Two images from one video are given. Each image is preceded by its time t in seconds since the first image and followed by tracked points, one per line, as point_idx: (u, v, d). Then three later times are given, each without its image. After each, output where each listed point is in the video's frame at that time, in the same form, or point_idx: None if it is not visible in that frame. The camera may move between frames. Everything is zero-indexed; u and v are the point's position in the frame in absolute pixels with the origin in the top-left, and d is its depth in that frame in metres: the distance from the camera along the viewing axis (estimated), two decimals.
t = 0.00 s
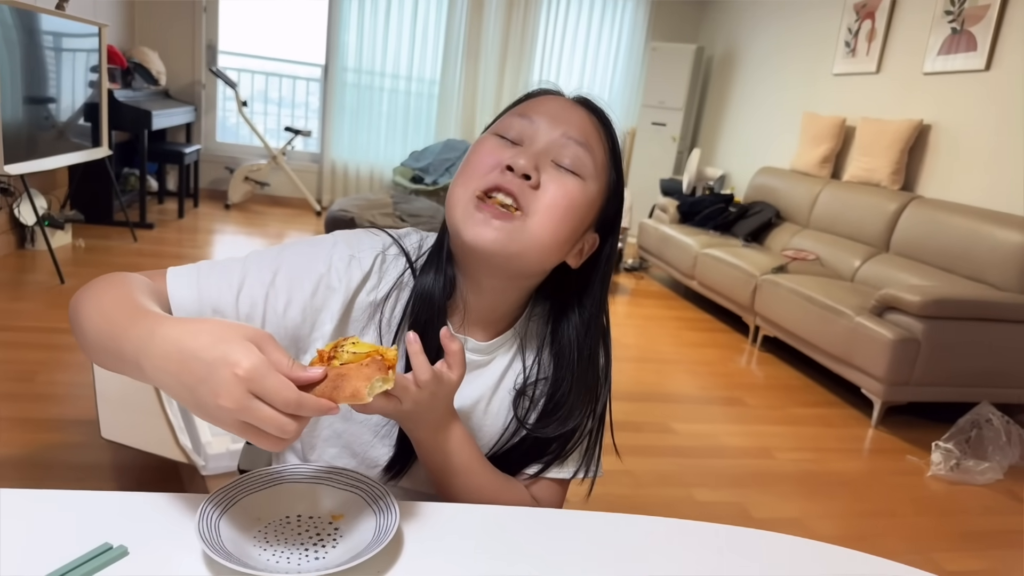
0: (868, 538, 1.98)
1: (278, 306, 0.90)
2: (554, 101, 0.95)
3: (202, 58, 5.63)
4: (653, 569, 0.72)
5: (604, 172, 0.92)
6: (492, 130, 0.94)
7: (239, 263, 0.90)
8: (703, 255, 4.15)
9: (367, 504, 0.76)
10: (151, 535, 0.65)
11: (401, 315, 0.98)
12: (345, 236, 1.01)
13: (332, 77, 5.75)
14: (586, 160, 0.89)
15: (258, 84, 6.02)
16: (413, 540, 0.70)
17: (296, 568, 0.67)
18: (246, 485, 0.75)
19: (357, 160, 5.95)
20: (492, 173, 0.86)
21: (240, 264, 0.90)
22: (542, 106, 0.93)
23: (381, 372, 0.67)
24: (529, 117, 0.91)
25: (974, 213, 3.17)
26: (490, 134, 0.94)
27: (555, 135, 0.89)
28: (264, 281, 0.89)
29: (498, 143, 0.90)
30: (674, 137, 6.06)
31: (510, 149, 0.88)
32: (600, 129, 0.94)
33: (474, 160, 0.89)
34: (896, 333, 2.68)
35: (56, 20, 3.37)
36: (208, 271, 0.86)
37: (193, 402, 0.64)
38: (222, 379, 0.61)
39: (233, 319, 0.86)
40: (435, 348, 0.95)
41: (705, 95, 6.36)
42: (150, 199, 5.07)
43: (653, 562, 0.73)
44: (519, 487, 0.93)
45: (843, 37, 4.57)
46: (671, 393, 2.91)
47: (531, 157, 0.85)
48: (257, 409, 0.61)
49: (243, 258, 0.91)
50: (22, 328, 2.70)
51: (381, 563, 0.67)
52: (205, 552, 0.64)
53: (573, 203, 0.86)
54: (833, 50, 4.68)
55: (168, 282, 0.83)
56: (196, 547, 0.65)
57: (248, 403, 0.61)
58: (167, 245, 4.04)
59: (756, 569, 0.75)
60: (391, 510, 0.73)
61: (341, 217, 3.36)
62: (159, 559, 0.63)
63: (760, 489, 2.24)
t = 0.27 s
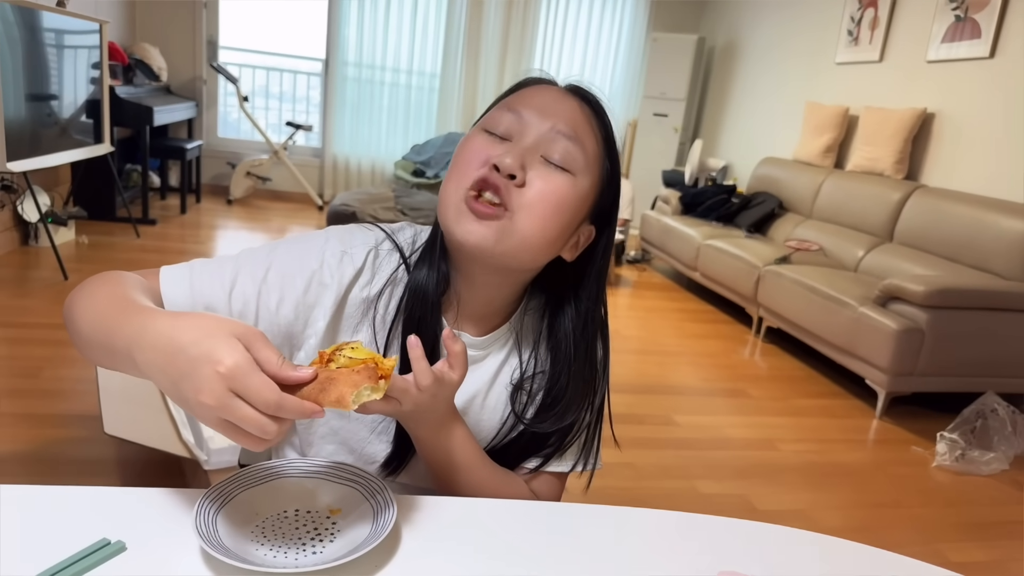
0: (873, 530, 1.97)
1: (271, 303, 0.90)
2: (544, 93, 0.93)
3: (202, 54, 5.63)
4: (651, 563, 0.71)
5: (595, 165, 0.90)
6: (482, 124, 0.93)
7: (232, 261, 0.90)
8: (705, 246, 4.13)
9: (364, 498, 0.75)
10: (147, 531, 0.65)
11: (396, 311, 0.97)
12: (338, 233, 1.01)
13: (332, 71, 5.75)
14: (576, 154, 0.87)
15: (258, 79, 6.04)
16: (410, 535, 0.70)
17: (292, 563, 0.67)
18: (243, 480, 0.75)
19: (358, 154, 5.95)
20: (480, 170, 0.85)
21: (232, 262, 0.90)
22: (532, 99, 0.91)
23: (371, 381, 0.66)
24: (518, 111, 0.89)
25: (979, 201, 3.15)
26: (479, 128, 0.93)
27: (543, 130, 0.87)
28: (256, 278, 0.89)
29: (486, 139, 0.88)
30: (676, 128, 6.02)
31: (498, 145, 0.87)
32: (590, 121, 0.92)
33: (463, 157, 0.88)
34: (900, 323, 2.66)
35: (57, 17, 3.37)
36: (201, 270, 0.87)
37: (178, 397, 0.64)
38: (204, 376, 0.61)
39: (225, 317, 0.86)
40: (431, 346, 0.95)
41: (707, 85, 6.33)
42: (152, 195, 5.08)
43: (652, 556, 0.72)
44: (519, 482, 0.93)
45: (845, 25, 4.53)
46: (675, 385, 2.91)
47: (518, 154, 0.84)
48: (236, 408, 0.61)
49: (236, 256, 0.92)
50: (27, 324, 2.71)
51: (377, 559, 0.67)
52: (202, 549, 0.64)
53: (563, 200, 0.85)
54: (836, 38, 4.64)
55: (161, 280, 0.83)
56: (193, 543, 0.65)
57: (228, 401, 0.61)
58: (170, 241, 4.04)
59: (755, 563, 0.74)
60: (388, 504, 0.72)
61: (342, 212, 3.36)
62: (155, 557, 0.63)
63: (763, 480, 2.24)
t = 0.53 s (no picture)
0: (878, 525, 1.96)
1: (270, 307, 0.91)
2: (517, 91, 0.86)
3: (208, 54, 5.66)
4: (648, 556, 0.71)
5: (578, 164, 0.86)
6: (456, 132, 0.87)
7: (229, 268, 0.91)
8: (710, 243, 4.12)
9: (365, 490, 0.76)
10: (152, 521, 0.66)
11: (393, 312, 0.97)
12: (333, 235, 1.01)
13: (336, 70, 5.77)
14: (557, 160, 0.82)
15: (263, 78, 6.07)
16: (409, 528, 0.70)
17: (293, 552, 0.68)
18: (246, 473, 0.76)
19: (362, 152, 5.97)
20: (459, 189, 0.81)
21: (229, 269, 0.91)
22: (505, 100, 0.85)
23: (369, 384, 0.66)
24: (492, 116, 0.84)
25: (985, 196, 3.13)
26: (455, 135, 0.87)
27: (520, 139, 0.82)
28: (254, 283, 0.90)
29: (463, 152, 0.83)
30: (680, 124, 6.00)
31: (475, 159, 0.82)
32: (567, 116, 0.86)
33: (441, 173, 0.84)
34: (906, 319, 2.65)
35: (65, 18, 3.40)
36: (200, 279, 0.88)
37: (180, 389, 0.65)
38: (200, 368, 0.62)
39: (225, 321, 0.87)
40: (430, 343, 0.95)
41: (711, 81, 6.31)
42: (159, 195, 5.11)
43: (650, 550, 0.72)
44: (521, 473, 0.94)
45: (849, 20, 4.50)
46: (680, 382, 2.90)
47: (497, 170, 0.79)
48: (230, 400, 0.61)
49: (234, 263, 0.93)
50: (35, 322, 2.74)
51: (377, 551, 0.67)
52: (205, 538, 0.65)
53: (548, 210, 0.81)
54: (840, 33, 4.61)
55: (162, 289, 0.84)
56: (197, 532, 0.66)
57: (223, 392, 0.61)
58: (177, 240, 4.07)
59: (751, 557, 0.74)
60: (388, 496, 0.73)
61: (347, 210, 3.37)
62: (161, 547, 0.63)
63: (768, 476, 2.23)
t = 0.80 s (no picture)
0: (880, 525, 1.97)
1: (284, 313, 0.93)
2: (463, 95, 0.81)
3: (219, 53, 5.71)
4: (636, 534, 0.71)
5: (541, 156, 0.82)
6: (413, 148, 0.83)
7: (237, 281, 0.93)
8: (716, 243, 4.13)
9: (371, 470, 0.78)
10: (166, 497, 0.68)
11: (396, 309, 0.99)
12: (332, 238, 1.03)
13: (346, 69, 5.81)
14: (517, 162, 0.78)
15: (274, 77, 6.14)
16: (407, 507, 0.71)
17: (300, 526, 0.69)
18: (257, 453, 0.78)
19: (370, 151, 6.01)
20: (425, 209, 0.78)
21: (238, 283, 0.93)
22: (452, 107, 0.80)
23: (388, 349, 0.67)
24: (441, 129, 0.79)
25: (991, 198, 3.12)
26: (413, 150, 0.83)
27: (474, 148, 0.77)
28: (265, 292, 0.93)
29: (422, 173, 0.79)
30: (688, 124, 5.99)
31: (434, 178, 0.78)
32: (518, 111, 0.81)
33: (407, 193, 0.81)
34: (910, 319, 2.65)
35: (79, 17, 3.44)
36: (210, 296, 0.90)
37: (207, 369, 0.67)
38: (224, 344, 0.65)
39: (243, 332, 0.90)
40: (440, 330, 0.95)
41: (719, 81, 6.31)
42: (170, 192, 5.16)
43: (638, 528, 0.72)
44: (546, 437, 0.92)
45: (858, 21, 4.50)
46: (684, 381, 2.91)
47: (458, 188, 0.76)
48: (256, 369, 0.64)
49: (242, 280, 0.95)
50: (49, 315, 2.78)
51: (377, 527, 0.69)
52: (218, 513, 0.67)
53: (518, 214, 0.79)
54: (849, 34, 4.61)
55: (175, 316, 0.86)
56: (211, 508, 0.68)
57: (247, 363, 0.64)
58: (188, 236, 4.12)
59: (740, 538, 0.73)
60: (391, 478, 0.74)
61: (356, 208, 3.40)
62: (175, 520, 0.66)
63: (771, 474, 2.24)
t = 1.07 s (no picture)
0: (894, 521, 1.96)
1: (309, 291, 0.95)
2: (463, 72, 0.81)
3: (248, 37, 5.75)
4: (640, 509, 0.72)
5: (541, 130, 0.83)
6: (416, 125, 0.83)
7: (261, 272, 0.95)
8: (739, 236, 4.09)
9: (393, 438, 0.79)
10: (201, 456, 0.71)
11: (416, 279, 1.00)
12: (344, 219, 1.04)
13: (373, 54, 5.82)
14: (517, 136, 0.79)
15: (302, 61, 6.15)
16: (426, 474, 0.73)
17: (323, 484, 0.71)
18: (282, 418, 0.80)
19: (395, 137, 6.03)
20: (430, 185, 0.79)
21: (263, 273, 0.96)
22: (452, 84, 0.80)
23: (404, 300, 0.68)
24: (441, 106, 0.79)
25: None
26: (416, 128, 0.84)
27: (474, 124, 0.77)
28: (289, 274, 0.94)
29: (426, 150, 0.80)
30: (717, 115, 5.91)
31: (438, 154, 0.79)
32: (517, 86, 0.81)
33: (413, 171, 0.82)
34: (932, 318, 2.61)
35: None
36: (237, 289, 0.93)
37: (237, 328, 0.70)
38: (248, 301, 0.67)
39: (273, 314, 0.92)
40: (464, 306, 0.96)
41: (749, 72, 6.21)
42: (198, 174, 5.23)
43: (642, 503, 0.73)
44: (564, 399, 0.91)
45: (895, 13, 4.39)
46: (702, 373, 2.91)
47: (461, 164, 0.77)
48: (277, 323, 0.66)
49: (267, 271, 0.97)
50: (80, 292, 2.85)
51: (394, 491, 0.70)
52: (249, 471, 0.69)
53: (520, 188, 0.80)
54: (885, 25, 4.50)
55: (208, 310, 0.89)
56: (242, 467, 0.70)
57: (270, 319, 0.66)
58: (214, 218, 4.18)
59: (744, 517, 0.73)
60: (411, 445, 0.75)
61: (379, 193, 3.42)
62: (211, 477, 0.68)
63: (785, 468, 2.24)
